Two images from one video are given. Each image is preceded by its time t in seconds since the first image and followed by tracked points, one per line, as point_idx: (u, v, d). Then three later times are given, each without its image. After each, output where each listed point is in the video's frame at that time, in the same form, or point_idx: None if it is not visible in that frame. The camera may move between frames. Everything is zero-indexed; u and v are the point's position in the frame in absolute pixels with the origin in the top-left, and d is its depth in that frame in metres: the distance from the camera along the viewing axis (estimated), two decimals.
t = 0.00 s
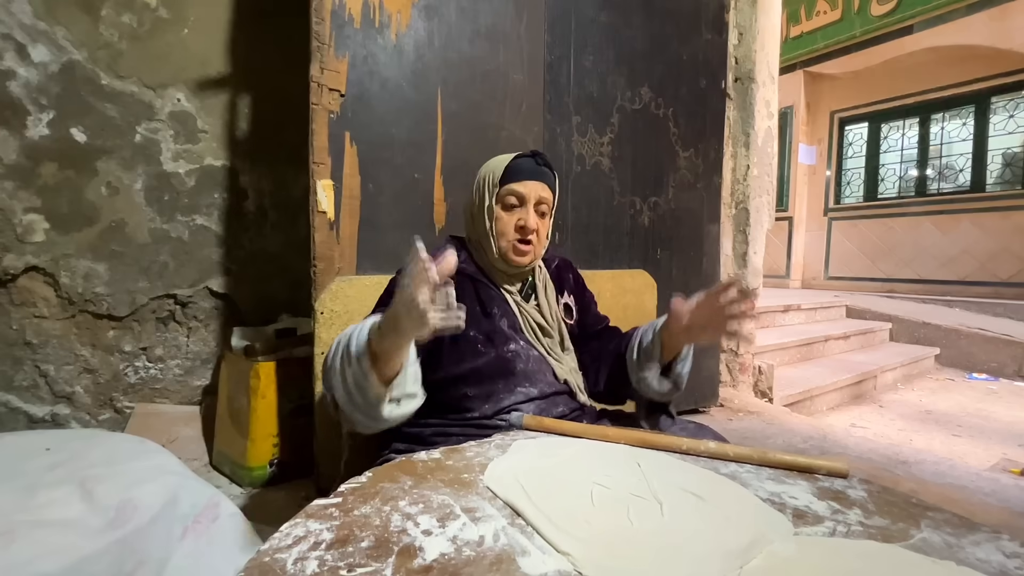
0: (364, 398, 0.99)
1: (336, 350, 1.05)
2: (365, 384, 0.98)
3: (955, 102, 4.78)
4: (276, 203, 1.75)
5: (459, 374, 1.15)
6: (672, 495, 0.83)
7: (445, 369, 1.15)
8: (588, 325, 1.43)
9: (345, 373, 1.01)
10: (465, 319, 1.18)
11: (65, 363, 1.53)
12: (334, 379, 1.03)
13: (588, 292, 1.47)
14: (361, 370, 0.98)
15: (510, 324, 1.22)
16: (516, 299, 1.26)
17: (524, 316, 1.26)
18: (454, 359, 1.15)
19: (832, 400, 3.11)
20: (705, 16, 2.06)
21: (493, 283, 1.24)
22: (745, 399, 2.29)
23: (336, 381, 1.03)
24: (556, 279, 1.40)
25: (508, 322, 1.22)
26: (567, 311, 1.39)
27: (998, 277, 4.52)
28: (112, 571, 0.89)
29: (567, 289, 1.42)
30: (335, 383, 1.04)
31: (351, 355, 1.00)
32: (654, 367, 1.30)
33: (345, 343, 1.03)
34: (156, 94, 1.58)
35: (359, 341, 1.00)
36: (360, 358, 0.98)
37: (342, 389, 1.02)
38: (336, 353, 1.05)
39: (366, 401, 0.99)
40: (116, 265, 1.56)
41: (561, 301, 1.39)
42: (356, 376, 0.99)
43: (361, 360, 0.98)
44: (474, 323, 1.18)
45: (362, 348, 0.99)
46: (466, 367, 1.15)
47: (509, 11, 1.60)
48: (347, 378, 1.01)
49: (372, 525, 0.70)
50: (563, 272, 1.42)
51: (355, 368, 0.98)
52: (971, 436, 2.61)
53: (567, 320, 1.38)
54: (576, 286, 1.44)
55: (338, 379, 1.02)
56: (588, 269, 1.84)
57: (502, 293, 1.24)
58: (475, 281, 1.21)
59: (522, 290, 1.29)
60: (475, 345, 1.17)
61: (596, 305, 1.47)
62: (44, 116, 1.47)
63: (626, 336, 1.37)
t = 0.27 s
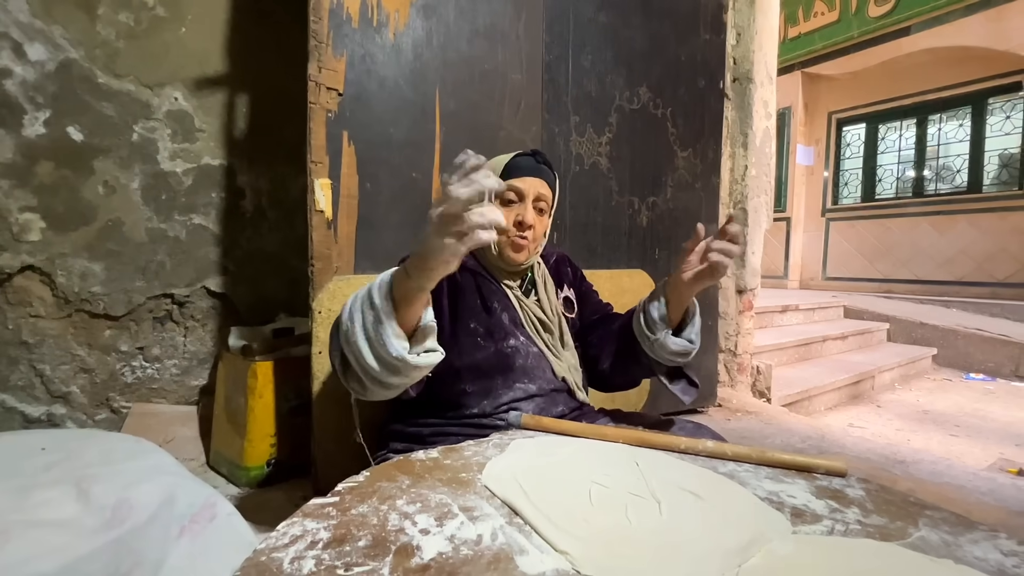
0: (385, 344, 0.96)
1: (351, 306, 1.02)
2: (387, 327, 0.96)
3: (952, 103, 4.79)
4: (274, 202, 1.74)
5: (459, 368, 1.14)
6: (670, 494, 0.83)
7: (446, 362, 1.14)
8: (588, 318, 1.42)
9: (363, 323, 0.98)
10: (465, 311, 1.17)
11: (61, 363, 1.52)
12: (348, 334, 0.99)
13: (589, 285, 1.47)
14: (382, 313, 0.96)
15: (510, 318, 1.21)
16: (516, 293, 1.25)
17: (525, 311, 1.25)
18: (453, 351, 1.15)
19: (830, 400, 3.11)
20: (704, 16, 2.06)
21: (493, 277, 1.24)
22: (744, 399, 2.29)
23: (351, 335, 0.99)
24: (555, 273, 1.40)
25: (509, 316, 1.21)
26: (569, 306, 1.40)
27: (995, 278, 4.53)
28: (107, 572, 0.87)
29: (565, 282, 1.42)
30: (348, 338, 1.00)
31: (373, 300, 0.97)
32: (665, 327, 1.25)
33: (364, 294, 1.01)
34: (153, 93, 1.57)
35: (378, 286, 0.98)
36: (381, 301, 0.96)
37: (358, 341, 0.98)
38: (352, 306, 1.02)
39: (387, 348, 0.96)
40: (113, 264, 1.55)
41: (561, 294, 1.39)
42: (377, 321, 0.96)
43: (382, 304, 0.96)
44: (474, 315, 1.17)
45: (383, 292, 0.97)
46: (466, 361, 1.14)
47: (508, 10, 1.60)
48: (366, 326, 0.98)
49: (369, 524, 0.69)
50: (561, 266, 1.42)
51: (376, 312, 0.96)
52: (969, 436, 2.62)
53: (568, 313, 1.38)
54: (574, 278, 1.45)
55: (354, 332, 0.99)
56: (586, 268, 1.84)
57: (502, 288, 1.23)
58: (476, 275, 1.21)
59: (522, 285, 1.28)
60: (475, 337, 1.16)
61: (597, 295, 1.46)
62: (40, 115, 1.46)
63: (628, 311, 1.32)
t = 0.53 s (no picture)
0: (393, 369, 0.90)
1: (372, 310, 0.95)
2: (405, 355, 0.90)
3: (955, 103, 4.78)
4: (276, 203, 1.75)
5: (462, 369, 1.14)
6: (671, 496, 0.83)
7: (450, 362, 1.14)
8: (588, 325, 1.39)
9: (380, 335, 0.92)
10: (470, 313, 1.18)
11: (64, 363, 1.53)
12: (361, 338, 0.93)
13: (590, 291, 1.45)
14: (404, 338, 0.89)
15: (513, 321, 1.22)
16: (519, 296, 1.25)
17: (528, 314, 1.25)
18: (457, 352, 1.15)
19: (832, 401, 3.11)
20: (705, 17, 2.06)
21: (496, 281, 1.25)
22: (745, 400, 2.29)
23: (363, 339, 0.93)
24: (558, 279, 1.39)
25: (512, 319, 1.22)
26: (569, 311, 1.38)
27: (999, 278, 4.52)
28: (108, 572, 0.88)
29: (568, 288, 1.41)
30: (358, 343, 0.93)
31: (397, 318, 0.91)
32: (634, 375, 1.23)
33: (388, 306, 0.94)
34: (156, 94, 1.58)
35: (408, 307, 0.92)
36: (406, 325, 0.90)
37: (369, 350, 0.92)
38: (370, 315, 0.95)
39: (393, 372, 0.90)
40: (116, 265, 1.56)
41: (561, 301, 1.38)
42: (396, 342, 0.90)
43: (406, 326, 0.90)
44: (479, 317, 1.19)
45: (411, 315, 0.91)
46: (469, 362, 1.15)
47: (509, 11, 1.60)
48: (382, 342, 0.91)
49: (370, 525, 0.69)
50: (564, 271, 1.41)
51: (398, 332, 0.90)
52: (972, 437, 2.61)
53: (567, 319, 1.37)
54: (577, 285, 1.43)
55: (366, 339, 0.92)
56: (588, 269, 1.84)
57: (506, 291, 1.24)
58: (481, 277, 1.22)
59: (524, 288, 1.29)
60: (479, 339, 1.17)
61: (598, 304, 1.44)
62: (44, 116, 1.47)
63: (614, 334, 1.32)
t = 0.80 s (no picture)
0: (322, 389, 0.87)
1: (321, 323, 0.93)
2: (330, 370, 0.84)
3: (956, 101, 4.78)
4: (276, 201, 1.75)
5: (462, 367, 1.16)
6: (670, 493, 0.83)
7: (450, 361, 1.15)
8: (590, 328, 1.39)
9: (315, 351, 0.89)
10: (470, 312, 1.18)
11: (64, 361, 1.53)
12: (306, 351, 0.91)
13: (592, 294, 1.45)
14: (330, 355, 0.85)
15: (514, 320, 1.22)
16: (520, 295, 1.25)
17: (529, 313, 1.25)
18: (456, 350, 1.16)
19: (832, 399, 3.11)
20: (706, 14, 2.06)
21: (498, 280, 1.24)
22: (745, 399, 2.29)
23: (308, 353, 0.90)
24: (561, 280, 1.39)
25: (513, 318, 1.22)
26: (570, 312, 1.38)
27: (999, 277, 4.51)
28: (109, 571, 0.87)
29: (571, 290, 1.41)
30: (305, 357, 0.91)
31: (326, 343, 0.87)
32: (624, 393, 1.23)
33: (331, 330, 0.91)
34: (156, 92, 1.58)
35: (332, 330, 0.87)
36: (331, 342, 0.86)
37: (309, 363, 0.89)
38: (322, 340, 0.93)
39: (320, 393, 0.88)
40: (116, 263, 1.56)
41: (564, 302, 1.38)
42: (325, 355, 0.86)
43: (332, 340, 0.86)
44: (479, 316, 1.18)
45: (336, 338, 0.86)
46: (469, 360, 1.16)
47: (509, 8, 1.60)
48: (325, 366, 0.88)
49: (369, 522, 0.69)
50: (568, 273, 1.41)
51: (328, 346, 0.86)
52: (972, 435, 2.61)
53: (569, 320, 1.37)
54: (580, 288, 1.44)
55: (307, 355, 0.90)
56: (588, 267, 1.84)
57: (507, 290, 1.24)
58: (482, 276, 1.21)
59: (526, 287, 1.28)
60: (479, 337, 1.17)
61: (599, 307, 1.44)
62: (43, 114, 1.47)
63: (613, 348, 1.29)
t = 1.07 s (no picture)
0: (325, 388, 0.95)
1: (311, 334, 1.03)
2: (327, 370, 0.95)
3: (956, 101, 4.77)
4: (275, 200, 1.75)
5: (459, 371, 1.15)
6: (670, 493, 0.83)
7: (447, 365, 1.15)
8: (588, 328, 1.39)
9: (308, 357, 0.99)
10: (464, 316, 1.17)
11: (63, 361, 1.53)
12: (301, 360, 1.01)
13: (590, 293, 1.44)
14: (326, 357, 0.95)
15: (510, 322, 1.22)
16: (516, 297, 1.25)
17: (524, 314, 1.25)
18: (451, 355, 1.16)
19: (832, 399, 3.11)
20: (706, 13, 2.05)
21: (494, 280, 1.25)
22: (745, 398, 2.29)
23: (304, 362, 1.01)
24: (558, 280, 1.39)
25: (508, 320, 1.22)
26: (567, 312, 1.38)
27: (999, 276, 4.51)
28: (106, 570, 0.88)
29: (568, 290, 1.40)
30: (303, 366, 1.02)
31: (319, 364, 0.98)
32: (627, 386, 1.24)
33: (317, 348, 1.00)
34: (155, 91, 1.58)
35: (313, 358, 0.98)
36: (324, 344, 0.95)
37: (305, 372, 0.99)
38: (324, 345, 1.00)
39: (326, 391, 0.95)
40: (115, 262, 1.56)
41: (561, 302, 1.37)
42: (319, 360, 0.96)
43: (323, 343, 0.96)
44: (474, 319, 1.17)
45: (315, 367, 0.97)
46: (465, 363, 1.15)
47: (509, 8, 1.60)
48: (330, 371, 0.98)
49: (367, 522, 0.69)
50: (565, 272, 1.40)
51: (320, 350, 0.96)
52: (971, 435, 2.61)
53: (567, 321, 1.37)
54: (578, 286, 1.42)
55: (302, 363, 1.00)
56: (587, 267, 1.84)
57: (502, 292, 1.24)
58: (477, 278, 1.22)
59: (522, 288, 1.29)
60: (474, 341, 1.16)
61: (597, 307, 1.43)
62: (42, 114, 1.47)
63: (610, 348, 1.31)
